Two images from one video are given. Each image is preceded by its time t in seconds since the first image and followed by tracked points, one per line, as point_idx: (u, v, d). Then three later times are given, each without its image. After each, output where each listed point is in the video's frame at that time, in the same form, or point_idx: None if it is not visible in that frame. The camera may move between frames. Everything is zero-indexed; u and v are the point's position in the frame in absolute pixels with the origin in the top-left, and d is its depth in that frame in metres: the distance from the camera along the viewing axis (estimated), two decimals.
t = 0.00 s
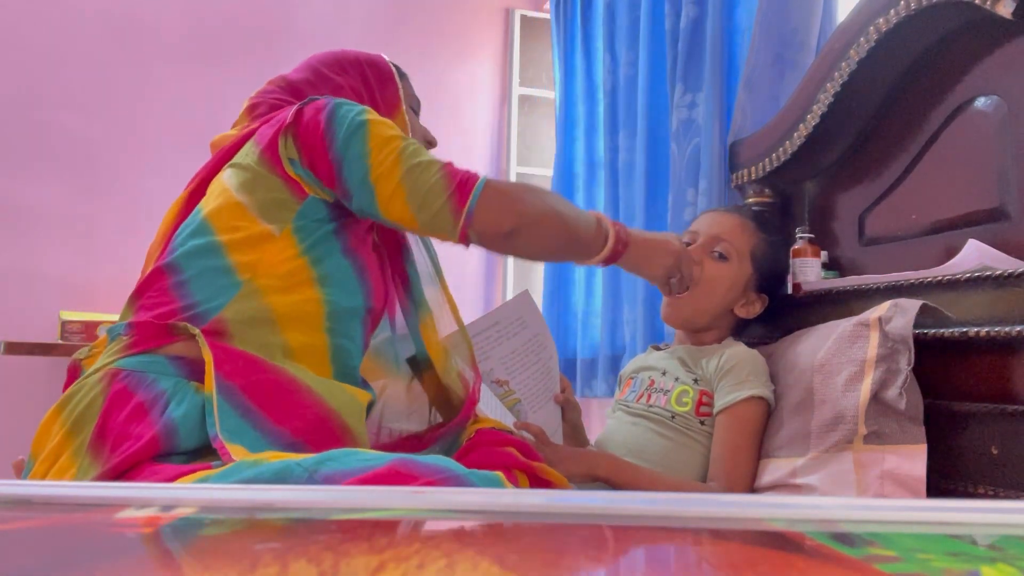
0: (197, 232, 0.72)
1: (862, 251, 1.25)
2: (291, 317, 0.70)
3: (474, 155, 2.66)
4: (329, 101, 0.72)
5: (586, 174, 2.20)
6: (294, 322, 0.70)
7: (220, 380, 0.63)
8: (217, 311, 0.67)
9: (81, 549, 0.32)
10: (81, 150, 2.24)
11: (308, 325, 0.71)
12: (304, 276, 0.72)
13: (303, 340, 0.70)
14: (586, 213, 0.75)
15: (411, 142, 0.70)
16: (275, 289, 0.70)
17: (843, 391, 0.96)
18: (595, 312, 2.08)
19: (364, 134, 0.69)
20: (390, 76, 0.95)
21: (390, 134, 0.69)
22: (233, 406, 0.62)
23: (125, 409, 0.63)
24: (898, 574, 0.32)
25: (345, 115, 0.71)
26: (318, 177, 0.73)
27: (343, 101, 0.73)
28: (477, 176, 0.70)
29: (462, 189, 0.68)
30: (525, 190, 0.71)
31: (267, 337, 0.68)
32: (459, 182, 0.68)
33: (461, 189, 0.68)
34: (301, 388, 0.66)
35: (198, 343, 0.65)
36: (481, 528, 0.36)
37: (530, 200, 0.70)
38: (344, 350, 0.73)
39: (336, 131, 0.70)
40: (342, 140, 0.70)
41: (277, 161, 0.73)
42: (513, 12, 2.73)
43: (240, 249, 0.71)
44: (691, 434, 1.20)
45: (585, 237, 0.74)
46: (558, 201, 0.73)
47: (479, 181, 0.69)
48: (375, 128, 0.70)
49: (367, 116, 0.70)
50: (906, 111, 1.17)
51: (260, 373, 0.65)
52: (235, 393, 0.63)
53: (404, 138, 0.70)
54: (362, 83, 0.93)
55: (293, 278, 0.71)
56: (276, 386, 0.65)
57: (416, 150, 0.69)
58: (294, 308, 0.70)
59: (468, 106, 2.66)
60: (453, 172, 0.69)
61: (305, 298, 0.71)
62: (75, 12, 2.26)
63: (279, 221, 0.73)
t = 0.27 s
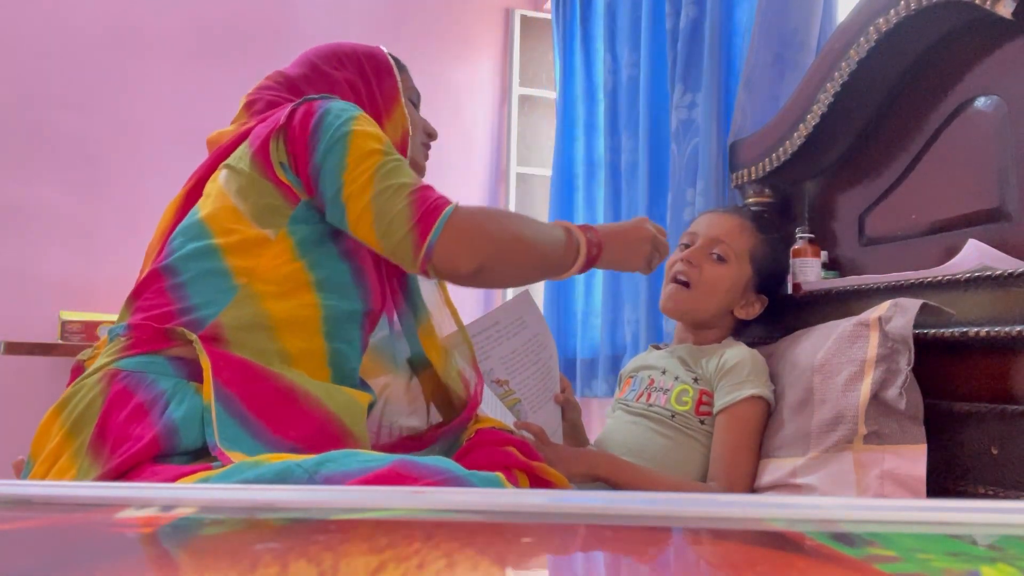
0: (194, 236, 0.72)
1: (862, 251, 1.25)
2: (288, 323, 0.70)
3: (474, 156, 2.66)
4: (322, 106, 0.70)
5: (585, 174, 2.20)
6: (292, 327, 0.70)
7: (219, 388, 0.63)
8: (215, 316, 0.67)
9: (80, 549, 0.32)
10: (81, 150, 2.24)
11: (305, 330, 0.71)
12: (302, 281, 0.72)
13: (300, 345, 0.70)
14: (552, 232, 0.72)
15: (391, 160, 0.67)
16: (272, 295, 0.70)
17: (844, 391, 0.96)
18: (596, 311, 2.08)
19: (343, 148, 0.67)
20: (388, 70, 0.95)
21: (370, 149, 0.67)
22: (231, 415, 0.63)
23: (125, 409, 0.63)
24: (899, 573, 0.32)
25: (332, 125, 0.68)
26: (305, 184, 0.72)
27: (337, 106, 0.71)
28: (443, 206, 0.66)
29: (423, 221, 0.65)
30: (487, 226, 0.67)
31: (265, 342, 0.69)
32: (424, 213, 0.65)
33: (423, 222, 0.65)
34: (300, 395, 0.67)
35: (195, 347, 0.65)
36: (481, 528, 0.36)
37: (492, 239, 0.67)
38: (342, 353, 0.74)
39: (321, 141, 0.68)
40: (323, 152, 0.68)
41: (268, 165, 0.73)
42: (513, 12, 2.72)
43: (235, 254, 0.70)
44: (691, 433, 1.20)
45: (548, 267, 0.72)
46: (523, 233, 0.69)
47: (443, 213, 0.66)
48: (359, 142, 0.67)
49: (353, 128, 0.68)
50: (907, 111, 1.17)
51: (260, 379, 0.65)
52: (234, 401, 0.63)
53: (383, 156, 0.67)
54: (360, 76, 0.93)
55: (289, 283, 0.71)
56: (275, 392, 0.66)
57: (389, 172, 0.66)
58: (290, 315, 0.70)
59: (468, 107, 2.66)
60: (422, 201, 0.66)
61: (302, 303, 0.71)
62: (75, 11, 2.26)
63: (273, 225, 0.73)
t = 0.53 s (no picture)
0: (185, 239, 0.72)
1: (862, 251, 1.25)
2: (280, 328, 0.69)
3: (475, 156, 2.66)
4: (313, 109, 0.69)
5: (586, 174, 2.20)
6: (285, 333, 0.70)
7: (213, 392, 0.63)
8: (206, 321, 0.67)
9: (81, 549, 0.32)
10: (81, 150, 2.24)
11: (299, 335, 0.70)
12: (294, 285, 0.71)
13: (294, 351, 0.70)
14: (527, 257, 0.74)
15: (375, 182, 0.66)
16: (263, 300, 0.70)
17: (843, 391, 0.96)
18: (596, 311, 2.08)
19: (328, 164, 0.66)
20: (388, 60, 0.95)
21: (355, 168, 0.66)
22: (225, 419, 0.63)
23: (119, 412, 0.64)
24: (899, 573, 0.32)
25: (320, 137, 0.67)
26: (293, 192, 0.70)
27: (328, 110, 0.69)
28: (421, 241, 0.65)
29: (398, 258, 0.64)
30: (467, 263, 0.67)
31: (258, 348, 0.68)
32: (400, 247, 0.64)
33: (399, 256, 0.64)
34: (295, 396, 0.66)
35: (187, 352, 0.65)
36: (481, 528, 0.36)
37: (473, 277, 0.68)
38: (336, 356, 0.73)
39: (307, 153, 0.67)
40: (308, 163, 0.67)
41: (257, 167, 0.71)
42: (513, 12, 2.73)
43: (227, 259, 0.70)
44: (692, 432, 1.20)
45: (521, 294, 0.73)
46: (501, 266, 0.70)
47: (420, 250, 0.64)
48: (346, 156, 0.66)
49: (340, 142, 0.66)
50: (907, 111, 1.17)
51: (255, 382, 0.65)
52: (228, 405, 0.64)
53: (368, 177, 0.66)
54: (359, 66, 0.93)
55: (282, 288, 0.70)
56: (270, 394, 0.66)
57: (370, 197, 0.65)
58: (283, 321, 0.70)
59: (468, 107, 2.66)
60: (400, 232, 0.64)
61: (296, 308, 0.71)
62: (74, 11, 2.26)
63: (263, 230, 0.71)
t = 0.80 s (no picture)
0: (180, 242, 0.72)
1: (862, 251, 1.25)
2: (275, 333, 0.69)
3: (475, 156, 2.66)
4: (311, 112, 0.69)
5: (585, 174, 2.20)
6: (282, 337, 0.69)
7: (210, 397, 0.64)
8: (202, 326, 0.67)
9: (81, 548, 0.32)
10: (81, 150, 2.24)
11: (295, 340, 0.70)
12: (291, 290, 0.70)
13: (290, 355, 0.70)
14: (515, 276, 0.74)
15: (370, 197, 0.65)
16: (260, 304, 0.69)
17: (842, 392, 0.96)
18: (596, 312, 2.08)
19: (323, 175, 0.66)
20: (392, 52, 0.95)
21: (351, 181, 0.65)
22: (223, 424, 0.63)
23: (116, 415, 0.64)
24: (899, 573, 0.32)
25: (317, 145, 0.67)
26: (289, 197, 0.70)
27: (326, 114, 0.69)
28: (410, 267, 0.64)
29: (386, 283, 0.63)
30: (455, 288, 0.67)
31: (254, 353, 0.68)
32: (389, 272, 0.64)
33: (387, 280, 0.63)
34: (293, 400, 0.66)
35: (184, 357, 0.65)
36: (482, 527, 0.36)
37: (460, 301, 0.67)
38: (331, 361, 0.73)
39: (304, 161, 0.67)
40: (304, 170, 0.67)
41: (253, 170, 0.71)
42: (513, 12, 2.72)
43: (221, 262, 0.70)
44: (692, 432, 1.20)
45: (508, 315, 0.73)
46: (487, 288, 0.69)
47: (408, 276, 0.64)
48: (342, 167, 0.66)
49: (337, 152, 0.66)
50: (907, 111, 1.17)
51: (252, 385, 0.65)
52: (225, 410, 0.64)
53: (362, 192, 0.65)
54: (362, 57, 0.93)
55: (279, 293, 0.70)
56: (268, 397, 0.66)
57: (363, 215, 0.65)
58: (279, 326, 0.69)
59: (468, 107, 2.66)
60: (391, 254, 0.64)
61: (292, 313, 0.70)
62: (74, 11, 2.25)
63: (260, 235, 0.71)
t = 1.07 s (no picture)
0: (180, 243, 0.72)
1: (862, 251, 1.25)
2: (275, 336, 0.69)
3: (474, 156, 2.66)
4: (312, 113, 0.69)
5: (584, 174, 2.20)
6: (282, 340, 0.69)
7: (212, 398, 0.64)
8: (202, 328, 0.67)
9: (81, 548, 0.32)
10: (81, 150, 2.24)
11: (295, 343, 0.70)
12: (291, 292, 0.70)
13: (290, 358, 0.70)
14: (513, 273, 0.73)
15: (369, 201, 0.65)
16: (261, 306, 0.69)
17: (842, 392, 0.96)
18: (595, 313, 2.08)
19: (323, 178, 0.66)
20: (401, 51, 0.95)
21: (351, 185, 0.65)
22: (225, 426, 0.63)
23: (117, 416, 0.64)
24: (898, 573, 0.32)
25: (318, 147, 0.67)
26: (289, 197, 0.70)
27: (327, 116, 0.69)
28: (408, 273, 0.64)
29: (383, 290, 0.63)
30: (452, 291, 0.67)
31: (255, 355, 0.68)
32: (386, 279, 0.63)
33: (384, 287, 0.63)
34: (294, 402, 0.66)
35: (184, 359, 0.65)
36: (482, 528, 0.36)
37: (457, 303, 0.67)
38: (331, 363, 0.73)
39: (303, 163, 0.67)
40: (303, 172, 0.67)
41: (254, 171, 0.71)
42: (513, 12, 2.72)
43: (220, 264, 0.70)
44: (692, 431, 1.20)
45: (509, 313, 0.73)
46: (482, 286, 0.69)
47: (406, 282, 0.64)
48: (342, 170, 0.66)
49: (338, 155, 0.66)
50: (907, 111, 1.17)
51: (254, 387, 0.65)
52: (226, 412, 0.64)
53: (362, 196, 0.65)
54: (371, 55, 0.93)
55: (279, 295, 0.70)
56: (269, 399, 0.66)
57: (361, 219, 0.64)
58: (279, 329, 0.69)
59: (468, 107, 2.66)
60: (388, 260, 0.64)
61: (293, 315, 0.70)
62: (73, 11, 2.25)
63: (260, 237, 0.71)
